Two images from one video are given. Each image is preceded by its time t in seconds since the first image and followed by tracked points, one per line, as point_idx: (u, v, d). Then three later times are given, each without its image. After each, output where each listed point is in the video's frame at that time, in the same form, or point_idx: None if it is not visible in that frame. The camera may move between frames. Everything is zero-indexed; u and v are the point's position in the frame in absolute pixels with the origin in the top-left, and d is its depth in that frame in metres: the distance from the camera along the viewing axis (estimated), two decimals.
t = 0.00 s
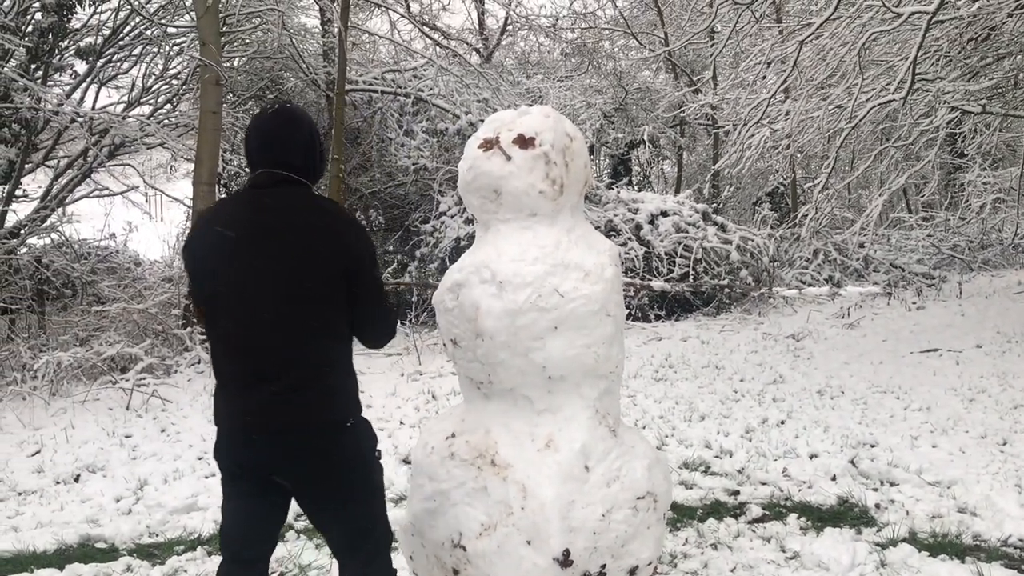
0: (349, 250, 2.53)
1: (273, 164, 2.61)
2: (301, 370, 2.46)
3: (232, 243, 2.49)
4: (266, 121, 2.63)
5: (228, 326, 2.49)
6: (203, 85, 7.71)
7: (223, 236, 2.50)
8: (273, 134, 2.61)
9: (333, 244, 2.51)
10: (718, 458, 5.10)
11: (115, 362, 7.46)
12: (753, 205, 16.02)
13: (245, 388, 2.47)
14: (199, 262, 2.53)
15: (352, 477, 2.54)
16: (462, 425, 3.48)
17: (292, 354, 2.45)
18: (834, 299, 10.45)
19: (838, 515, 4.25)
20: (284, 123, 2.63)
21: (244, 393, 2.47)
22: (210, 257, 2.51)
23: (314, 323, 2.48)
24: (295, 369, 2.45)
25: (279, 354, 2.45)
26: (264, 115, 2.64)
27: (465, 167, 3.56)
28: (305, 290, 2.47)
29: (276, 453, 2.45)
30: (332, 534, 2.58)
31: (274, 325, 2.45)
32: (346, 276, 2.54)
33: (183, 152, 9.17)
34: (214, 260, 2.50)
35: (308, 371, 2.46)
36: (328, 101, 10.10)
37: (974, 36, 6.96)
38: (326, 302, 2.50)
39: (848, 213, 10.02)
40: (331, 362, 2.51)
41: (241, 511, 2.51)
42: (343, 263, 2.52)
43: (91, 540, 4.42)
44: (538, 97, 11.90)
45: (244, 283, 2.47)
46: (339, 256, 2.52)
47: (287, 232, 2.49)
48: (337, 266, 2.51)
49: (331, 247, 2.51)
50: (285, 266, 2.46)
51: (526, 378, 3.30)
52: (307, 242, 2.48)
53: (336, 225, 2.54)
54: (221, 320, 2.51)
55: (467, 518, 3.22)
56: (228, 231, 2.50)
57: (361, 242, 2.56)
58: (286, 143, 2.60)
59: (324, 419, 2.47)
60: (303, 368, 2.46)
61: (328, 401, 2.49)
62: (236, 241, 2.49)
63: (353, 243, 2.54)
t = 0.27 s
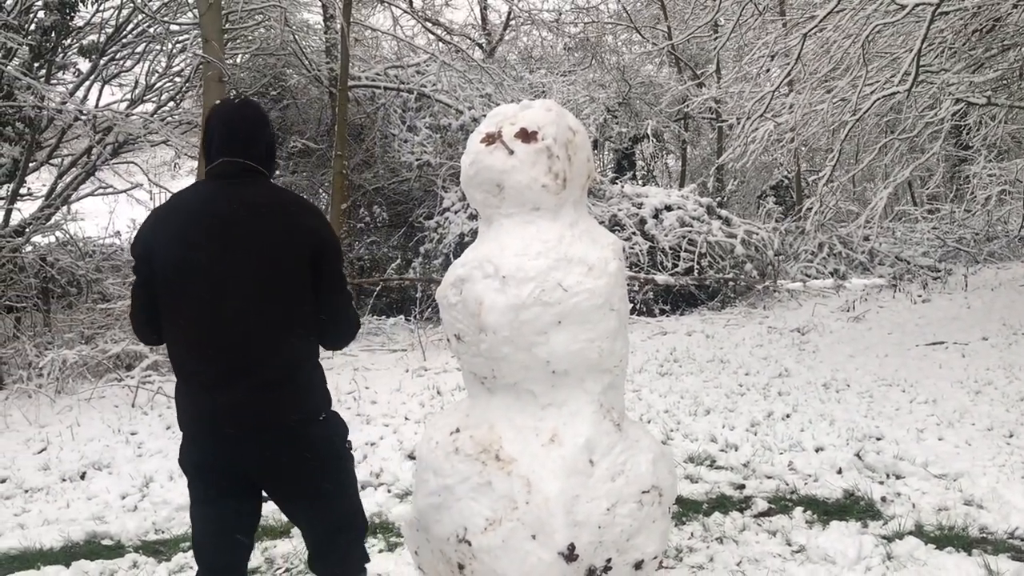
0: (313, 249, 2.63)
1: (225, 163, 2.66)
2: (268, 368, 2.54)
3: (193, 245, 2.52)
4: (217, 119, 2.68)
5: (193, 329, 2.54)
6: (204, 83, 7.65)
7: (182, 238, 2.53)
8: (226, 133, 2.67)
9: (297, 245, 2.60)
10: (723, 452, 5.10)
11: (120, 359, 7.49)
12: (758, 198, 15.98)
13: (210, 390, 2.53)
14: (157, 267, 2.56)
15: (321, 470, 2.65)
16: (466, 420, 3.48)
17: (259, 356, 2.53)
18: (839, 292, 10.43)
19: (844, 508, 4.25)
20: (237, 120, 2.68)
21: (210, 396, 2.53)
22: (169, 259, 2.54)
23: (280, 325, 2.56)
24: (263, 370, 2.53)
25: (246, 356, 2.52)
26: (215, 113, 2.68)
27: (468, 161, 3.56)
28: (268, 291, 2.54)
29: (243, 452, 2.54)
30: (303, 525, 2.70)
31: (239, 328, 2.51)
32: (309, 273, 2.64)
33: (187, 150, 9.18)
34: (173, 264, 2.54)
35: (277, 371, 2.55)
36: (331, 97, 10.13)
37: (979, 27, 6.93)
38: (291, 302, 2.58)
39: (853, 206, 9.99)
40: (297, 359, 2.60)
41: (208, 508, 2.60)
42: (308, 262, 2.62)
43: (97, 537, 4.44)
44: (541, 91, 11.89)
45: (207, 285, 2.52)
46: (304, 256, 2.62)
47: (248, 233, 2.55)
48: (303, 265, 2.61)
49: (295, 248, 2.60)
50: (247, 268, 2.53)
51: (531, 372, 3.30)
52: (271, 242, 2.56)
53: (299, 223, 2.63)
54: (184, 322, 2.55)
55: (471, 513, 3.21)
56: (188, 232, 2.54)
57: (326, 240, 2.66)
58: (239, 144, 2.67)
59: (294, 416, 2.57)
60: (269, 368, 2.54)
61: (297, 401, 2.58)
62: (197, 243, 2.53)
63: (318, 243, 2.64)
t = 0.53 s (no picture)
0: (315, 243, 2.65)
1: (220, 148, 2.63)
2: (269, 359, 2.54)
3: (187, 234, 2.51)
4: (208, 101, 2.63)
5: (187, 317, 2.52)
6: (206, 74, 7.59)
7: (175, 226, 2.52)
8: (219, 118, 2.63)
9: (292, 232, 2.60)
10: (728, 439, 5.09)
11: (125, 350, 7.51)
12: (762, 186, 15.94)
13: (204, 380, 2.51)
14: (153, 252, 2.54)
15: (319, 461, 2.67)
16: (470, 410, 3.47)
17: (251, 344, 2.51)
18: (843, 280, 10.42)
19: (849, 495, 4.24)
20: (229, 105, 2.64)
21: (203, 386, 2.51)
22: (163, 247, 2.52)
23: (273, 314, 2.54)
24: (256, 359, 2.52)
25: (240, 345, 2.51)
26: (204, 96, 2.63)
27: (469, 150, 3.55)
28: (264, 279, 2.54)
29: (236, 443, 2.52)
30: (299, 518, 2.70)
31: (234, 317, 2.50)
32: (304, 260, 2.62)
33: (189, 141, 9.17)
34: (169, 251, 2.52)
35: (271, 360, 2.54)
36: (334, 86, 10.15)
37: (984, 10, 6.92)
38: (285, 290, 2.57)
39: (858, 192, 9.96)
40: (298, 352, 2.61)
41: (200, 500, 2.59)
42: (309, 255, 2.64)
43: (103, 529, 4.45)
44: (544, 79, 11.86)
45: (201, 274, 2.51)
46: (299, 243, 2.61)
47: (244, 221, 2.54)
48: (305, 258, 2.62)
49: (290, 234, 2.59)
50: (242, 256, 2.52)
51: (534, 361, 3.30)
52: (275, 234, 2.57)
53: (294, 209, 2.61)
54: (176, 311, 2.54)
55: (475, 502, 3.20)
56: (181, 220, 2.53)
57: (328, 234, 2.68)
58: (233, 129, 2.64)
59: (288, 407, 2.57)
60: (264, 358, 2.53)
61: (290, 390, 2.57)
62: (192, 231, 2.51)
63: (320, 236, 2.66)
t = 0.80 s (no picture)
0: (323, 228, 2.66)
1: (239, 131, 2.63)
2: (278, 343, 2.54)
3: (195, 217, 2.50)
4: (229, 84, 2.63)
5: (193, 301, 2.51)
6: (208, 61, 7.55)
7: (182, 209, 2.50)
8: (239, 101, 2.63)
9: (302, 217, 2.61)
10: (732, 423, 5.10)
11: (130, 337, 7.54)
12: (766, 170, 15.92)
13: (211, 364, 2.51)
14: (160, 235, 2.52)
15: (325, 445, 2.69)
16: (475, 394, 3.48)
17: (259, 329, 2.51)
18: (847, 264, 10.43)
19: (854, 478, 4.25)
20: (249, 88, 2.64)
21: (212, 371, 2.50)
22: (169, 230, 2.50)
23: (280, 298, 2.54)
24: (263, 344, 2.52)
25: (247, 329, 2.50)
26: (224, 78, 2.63)
27: (473, 135, 3.54)
28: (272, 264, 2.55)
29: (243, 427, 2.52)
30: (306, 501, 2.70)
31: (242, 301, 2.50)
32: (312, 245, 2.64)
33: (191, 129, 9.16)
34: (178, 233, 2.50)
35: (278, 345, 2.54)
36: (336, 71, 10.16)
37: None
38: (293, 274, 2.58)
39: (862, 175, 9.94)
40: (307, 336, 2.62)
41: (205, 484, 2.58)
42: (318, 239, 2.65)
43: (110, 514, 4.47)
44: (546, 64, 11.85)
45: (208, 257, 2.49)
46: (308, 227, 2.62)
47: (253, 205, 2.54)
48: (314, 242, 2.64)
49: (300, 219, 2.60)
50: (251, 241, 2.52)
51: (538, 346, 3.30)
52: (284, 218, 2.57)
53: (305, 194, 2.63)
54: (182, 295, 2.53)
55: (481, 485, 3.21)
56: (188, 203, 2.51)
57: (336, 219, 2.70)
58: (253, 112, 2.64)
59: (296, 391, 2.57)
60: (272, 342, 2.53)
61: (297, 374, 2.57)
62: (200, 214, 2.50)
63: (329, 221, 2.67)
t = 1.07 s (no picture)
0: (323, 217, 2.68)
1: (248, 119, 2.60)
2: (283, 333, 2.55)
3: (198, 205, 2.44)
4: (238, 70, 2.59)
5: (194, 290, 2.46)
6: (208, 45, 7.53)
7: (184, 195, 2.43)
8: (248, 87, 2.59)
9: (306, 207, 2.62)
10: (733, 407, 5.11)
11: (132, 323, 7.55)
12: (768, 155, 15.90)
13: (217, 354, 2.48)
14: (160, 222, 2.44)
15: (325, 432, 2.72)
16: (477, 379, 3.48)
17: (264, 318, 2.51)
18: (850, 247, 10.58)
19: (855, 462, 4.26)
20: (259, 75, 2.61)
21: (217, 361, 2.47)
22: (168, 217, 2.43)
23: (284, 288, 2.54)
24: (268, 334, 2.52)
25: (251, 319, 2.49)
26: (233, 64, 2.59)
27: (474, 119, 3.52)
28: (276, 252, 2.54)
29: (248, 417, 2.52)
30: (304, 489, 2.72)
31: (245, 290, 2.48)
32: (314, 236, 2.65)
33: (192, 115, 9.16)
34: (180, 221, 2.44)
35: (283, 334, 2.55)
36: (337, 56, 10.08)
37: None
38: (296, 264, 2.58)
39: (865, 160, 9.90)
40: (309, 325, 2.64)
41: (206, 474, 2.57)
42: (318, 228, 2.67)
43: (113, 499, 4.49)
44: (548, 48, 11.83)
45: (211, 245, 2.45)
46: (311, 217, 2.64)
47: (259, 194, 2.51)
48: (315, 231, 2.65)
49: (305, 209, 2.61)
50: (256, 229, 2.50)
51: (540, 331, 3.29)
52: (288, 207, 2.57)
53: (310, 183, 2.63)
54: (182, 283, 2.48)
55: (483, 470, 3.21)
56: (191, 189, 2.45)
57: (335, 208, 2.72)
58: (263, 100, 2.61)
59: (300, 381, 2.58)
60: (278, 331, 2.54)
61: (300, 364, 2.59)
62: (203, 201, 2.44)
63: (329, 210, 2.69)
